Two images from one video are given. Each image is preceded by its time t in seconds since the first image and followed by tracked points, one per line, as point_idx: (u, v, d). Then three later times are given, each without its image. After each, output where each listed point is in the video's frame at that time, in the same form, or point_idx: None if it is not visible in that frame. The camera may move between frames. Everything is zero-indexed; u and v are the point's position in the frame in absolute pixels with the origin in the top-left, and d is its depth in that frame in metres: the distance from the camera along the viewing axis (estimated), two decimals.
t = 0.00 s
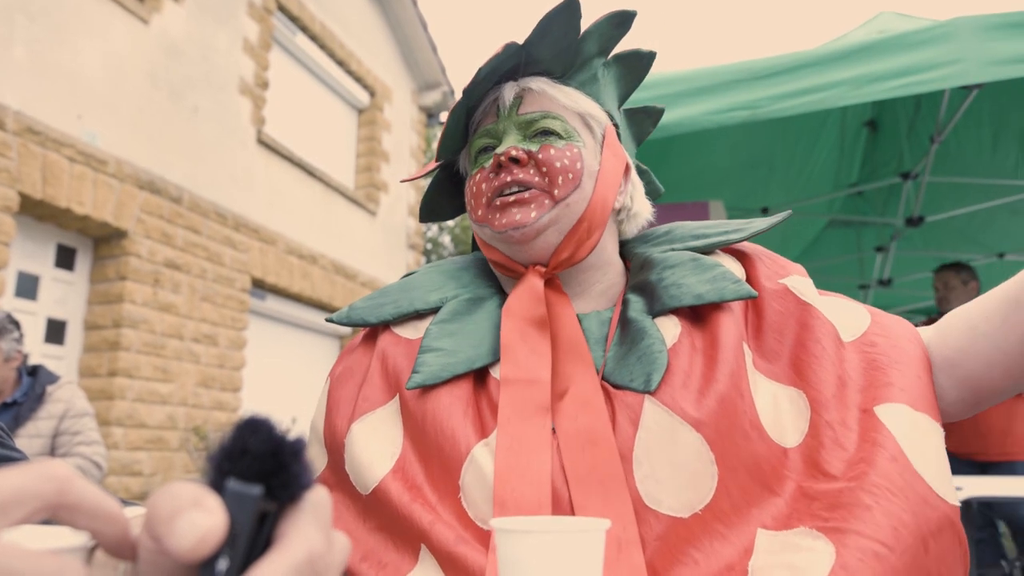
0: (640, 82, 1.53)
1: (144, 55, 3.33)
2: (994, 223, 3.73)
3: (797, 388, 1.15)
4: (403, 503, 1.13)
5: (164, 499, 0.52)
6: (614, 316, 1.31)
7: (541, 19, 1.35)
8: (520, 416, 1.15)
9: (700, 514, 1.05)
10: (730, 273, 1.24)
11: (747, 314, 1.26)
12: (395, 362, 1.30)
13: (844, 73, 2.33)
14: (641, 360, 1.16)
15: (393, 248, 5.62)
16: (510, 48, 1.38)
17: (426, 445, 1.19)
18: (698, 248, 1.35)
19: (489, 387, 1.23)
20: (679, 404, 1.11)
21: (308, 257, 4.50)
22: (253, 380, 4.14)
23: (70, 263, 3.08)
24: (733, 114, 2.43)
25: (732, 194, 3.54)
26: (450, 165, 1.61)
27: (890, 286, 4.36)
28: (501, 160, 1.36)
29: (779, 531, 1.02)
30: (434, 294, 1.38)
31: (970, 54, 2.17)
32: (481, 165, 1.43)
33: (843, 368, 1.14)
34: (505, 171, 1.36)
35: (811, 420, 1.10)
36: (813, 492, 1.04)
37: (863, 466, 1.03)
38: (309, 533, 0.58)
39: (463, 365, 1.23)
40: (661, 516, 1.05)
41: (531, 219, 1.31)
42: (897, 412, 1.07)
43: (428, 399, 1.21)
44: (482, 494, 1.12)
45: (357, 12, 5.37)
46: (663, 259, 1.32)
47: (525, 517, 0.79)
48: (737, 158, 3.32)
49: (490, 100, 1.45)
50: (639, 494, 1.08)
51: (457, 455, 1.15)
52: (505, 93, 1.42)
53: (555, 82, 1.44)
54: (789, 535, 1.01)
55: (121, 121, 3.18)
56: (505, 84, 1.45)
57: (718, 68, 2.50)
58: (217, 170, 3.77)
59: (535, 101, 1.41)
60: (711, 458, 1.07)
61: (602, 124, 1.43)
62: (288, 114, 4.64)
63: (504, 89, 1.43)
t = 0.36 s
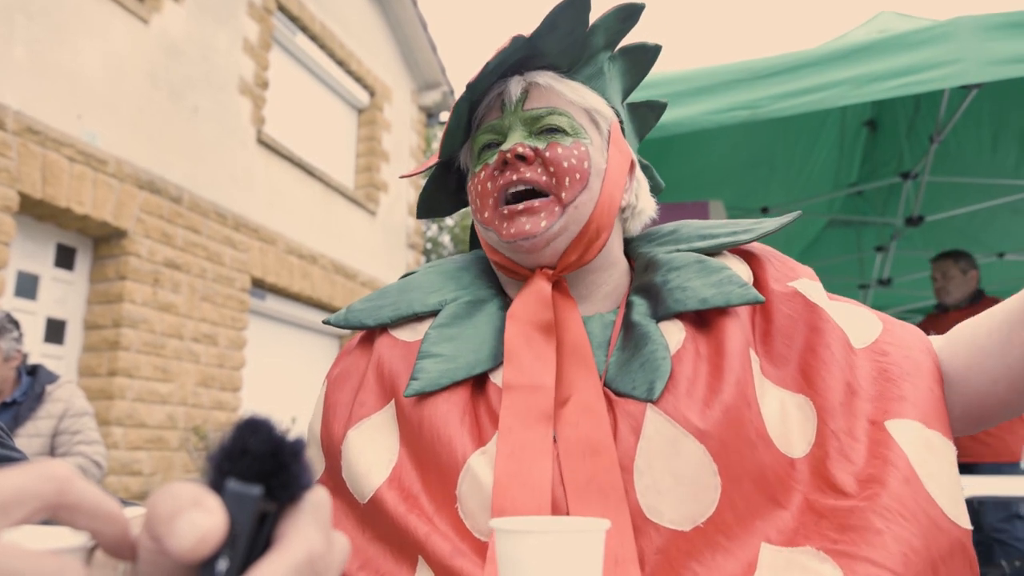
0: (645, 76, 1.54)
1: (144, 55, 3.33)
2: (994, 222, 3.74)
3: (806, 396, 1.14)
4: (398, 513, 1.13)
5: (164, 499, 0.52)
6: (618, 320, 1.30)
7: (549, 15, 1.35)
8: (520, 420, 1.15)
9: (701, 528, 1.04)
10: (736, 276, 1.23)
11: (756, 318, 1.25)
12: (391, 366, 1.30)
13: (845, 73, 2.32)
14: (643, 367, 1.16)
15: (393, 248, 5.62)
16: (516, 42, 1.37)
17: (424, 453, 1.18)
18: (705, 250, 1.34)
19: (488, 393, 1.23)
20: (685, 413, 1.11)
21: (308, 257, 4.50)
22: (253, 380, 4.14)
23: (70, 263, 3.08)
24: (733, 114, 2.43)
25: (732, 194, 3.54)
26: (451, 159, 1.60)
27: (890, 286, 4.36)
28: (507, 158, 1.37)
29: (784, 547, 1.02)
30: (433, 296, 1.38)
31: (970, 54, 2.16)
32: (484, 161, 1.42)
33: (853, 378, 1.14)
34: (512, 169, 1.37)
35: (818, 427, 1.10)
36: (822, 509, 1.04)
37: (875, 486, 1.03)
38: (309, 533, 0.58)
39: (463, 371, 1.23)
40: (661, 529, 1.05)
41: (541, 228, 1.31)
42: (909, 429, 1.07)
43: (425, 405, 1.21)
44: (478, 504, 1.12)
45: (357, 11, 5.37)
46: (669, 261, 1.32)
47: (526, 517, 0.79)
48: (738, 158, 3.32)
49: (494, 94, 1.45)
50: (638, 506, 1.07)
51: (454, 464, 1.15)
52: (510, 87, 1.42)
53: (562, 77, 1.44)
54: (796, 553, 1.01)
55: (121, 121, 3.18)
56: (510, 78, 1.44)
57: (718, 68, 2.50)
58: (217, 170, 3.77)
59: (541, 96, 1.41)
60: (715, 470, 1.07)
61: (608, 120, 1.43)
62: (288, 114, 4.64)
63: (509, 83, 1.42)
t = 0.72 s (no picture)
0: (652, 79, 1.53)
1: (144, 55, 3.33)
2: (995, 223, 3.75)
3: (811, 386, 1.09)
4: (401, 509, 1.12)
5: (164, 500, 0.52)
6: (617, 320, 1.29)
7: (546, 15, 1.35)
8: (519, 420, 1.15)
9: (700, 523, 1.03)
10: (737, 278, 1.22)
11: (761, 318, 1.23)
12: (395, 364, 1.30)
13: (844, 73, 2.32)
14: (639, 366, 1.16)
15: (393, 249, 5.62)
16: (515, 41, 1.38)
17: (427, 449, 1.18)
18: (707, 252, 1.34)
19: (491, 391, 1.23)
20: (681, 412, 1.10)
21: (308, 257, 4.50)
22: (253, 380, 4.14)
23: (70, 263, 3.08)
24: (733, 114, 2.43)
25: (733, 194, 3.55)
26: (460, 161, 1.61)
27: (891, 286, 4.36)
28: (503, 155, 1.38)
29: (790, 548, 1.01)
30: (435, 296, 1.38)
31: (969, 55, 2.16)
32: (484, 160, 1.43)
33: (865, 371, 1.07)
34: (507, 166, 1.37)
35: (823, 420, 1.05)
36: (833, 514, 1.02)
37: (893, 509, 0.99)
38: (310, 533, 0.58)
39: (463, 369, 1.23)
40: (658, 527, 1.05)
41: (528, 213, 1.30)
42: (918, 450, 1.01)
43: (428, 402, 1.21)
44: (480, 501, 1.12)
45: (357, 12, 5.37)
46: (671, 262, 1.32)
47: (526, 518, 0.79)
48: (738, 158, 3.32)
49: (495, 95, 1.46)
50: (635, 505, 1.07)
51: (457, 461, 1.14)
52: (509, 88, 1.43)
53: (563, 78, 1.44)
54: (799, 558, 1.01)
55: (121, 122, 3.18)
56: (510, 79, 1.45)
57: (718, 68, 2.50)
58: (217, 171, 3.77)
59: (540, 95, 1.41)
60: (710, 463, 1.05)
61: (609, 122, 1.43)
62: (289, 114, 4.64)
63: (508, 83, 1.43)
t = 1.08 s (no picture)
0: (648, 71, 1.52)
1: (144, 55, 3.33)
2: (994, 223, 3.75)
3: (815, 395, 1.09)
4: (395, 514, 1.12)
5: (166, 500, 0.52)
6: (613, 324, 1.29)
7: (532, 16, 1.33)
8: (515, 423, 1.16)
9: (685, 530, 1.02)
10: (734, 283, 1.22)
11: (763, 324, 1.22)
12: (389, 367, 1.30)
13: (845, 73, 2.32)
14: (631, 371, 1.16)
15: (393, 249, 5.62)
16: (499, 46, 1.37)
17: (422, 454, 1.19)
18: (707, 256, 1.33)
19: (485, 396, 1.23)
20: (665, 419, 1.10)
21: (308, 257, 4.50)
22: (252, 380, 4.14)
23: (70, 262, 3.08)
24: (733, 114, 2.43)
25: (732, 195, 3.56)
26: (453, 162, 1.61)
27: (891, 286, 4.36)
28: (491, 163, 1.38)
29: (785, 554, 0.99)
30: (431, 299, 1.38)
31: (970, 55, 2.16)
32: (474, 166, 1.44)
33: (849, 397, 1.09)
34: (496, 174, 1.37)
35: (827, 425, 1.04)
36: (834, 526, 0.97)
37: (895, 528, 0.96)
38: (310, 534, 0.58)
39: (458, 374, 1.23)
40: (647, 535, 1.05)
41: (519, 224, 1.31)
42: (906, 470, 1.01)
43: (422, 406, 1.21)
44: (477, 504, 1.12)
45: (357, 11, 5.37)
46: (668, 265, 1.31)
47: (526, 519, 0.79)
48: (736, 158, 3.32)
49: (483, 99, 1.46)
50: (625, 512, 1.07)
51: (453, 466, 1.14)
52: (496, 92, 1.43)
53: (553, 78, 1.43)
54: (792, 565, 0.99)
55: (121, 122, 3.18)
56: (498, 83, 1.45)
57: (719, 68, 2.51)
58: (217, 171, 3.77)
59: (528, 100, 1.41)
60: (692, 468, 1.04)
61: (601, 122, 1.42)
62: (288, 114, 4.64)
63: (496, 87, 1.43)
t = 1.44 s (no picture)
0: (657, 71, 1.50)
1: (144, 54, 3.33)
2: (994, 221, 3.75)
3: (823, 392, 1.08)
4: (401, 505, 1.12)
5: (166, 495, 0.52)
6: (617, 317, 1.29)
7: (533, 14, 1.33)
8: (517, 418, 1.16)
9: (693, 524, 1.02)
10: (740, 279, 1.22)
11: (769, 321, 1.22)
12: (397, 361, 1.30)
13: (844, 71, 2.32)
14: (637, 364, 1.16)
15: (393, 247, 5.62)
16: (502, 43, 1.38)
17: (427, 447, 1.18)
18: (713, 253, 1.33)
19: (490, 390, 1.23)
20: (674, 414, 1.09)
21: (308, 255, 4.50)
22: (253, 379, 4.14)
23: (70, 261, 3.08)
24: (734, 112, 2.43)
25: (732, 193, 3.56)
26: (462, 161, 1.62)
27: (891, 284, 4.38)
28: (492, 158, 1.39)
29: (790, 548, 0.99)
30: (437, 293, 1.38)
31: (970, 53, 2.16)
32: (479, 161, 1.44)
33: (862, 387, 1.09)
34: (497, 169, 1.38)
35: (834, 419, 1.04)
36: (838, 521, 0.98)
37: (901, 524, 0.96)
38: (310, 530, 0.58)
39: (462, 366, 1.23)
40: (653, 528, 1.04)
41: (518, 222, 1.31)
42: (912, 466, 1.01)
43: (428, 399, 1.21)
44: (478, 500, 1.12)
45: (357, 10, 5.36)
46: (675, 259, 1.31)
47: (527, 515, 0.79)
48: (735, 157, 3.32)
49: (488, 95, 1.46)
50: (630, 505, 1.07)
51: (457, 460, 1.14)
52: (500, 88, 1.44)
53: (557, 76, 1.43)
54: (797, 558, 0.98)
55: (121, 121, 3.18)
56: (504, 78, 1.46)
57: (719, 66, 2.51)
58: (216, 170, 3.76)
59: (531, 96, 1.41)
60: (701, 462, 1.04)
61: (604, 119, 1.41)
62: (289, 112, 4.64)
63: (499, 83, 1.44)
